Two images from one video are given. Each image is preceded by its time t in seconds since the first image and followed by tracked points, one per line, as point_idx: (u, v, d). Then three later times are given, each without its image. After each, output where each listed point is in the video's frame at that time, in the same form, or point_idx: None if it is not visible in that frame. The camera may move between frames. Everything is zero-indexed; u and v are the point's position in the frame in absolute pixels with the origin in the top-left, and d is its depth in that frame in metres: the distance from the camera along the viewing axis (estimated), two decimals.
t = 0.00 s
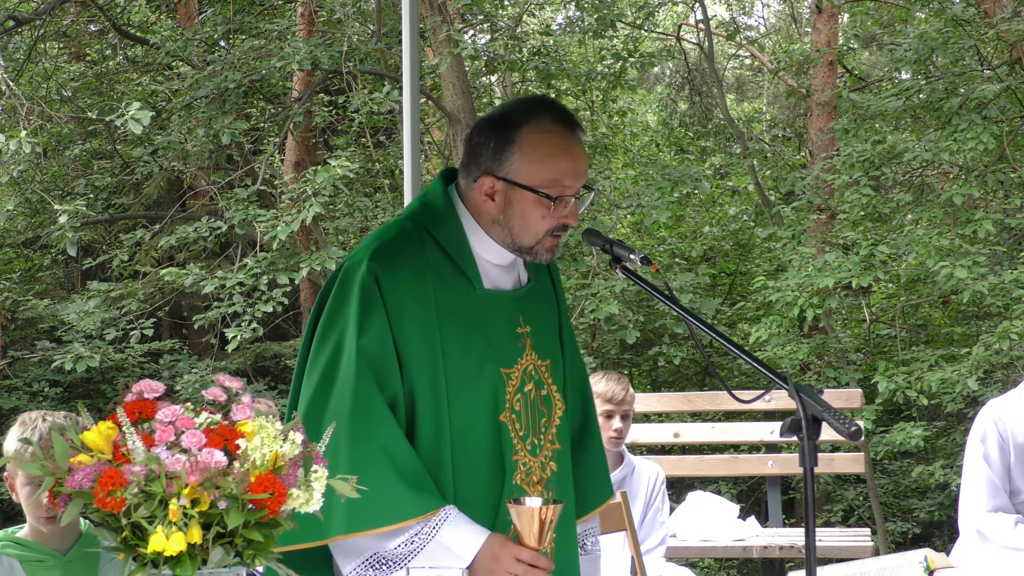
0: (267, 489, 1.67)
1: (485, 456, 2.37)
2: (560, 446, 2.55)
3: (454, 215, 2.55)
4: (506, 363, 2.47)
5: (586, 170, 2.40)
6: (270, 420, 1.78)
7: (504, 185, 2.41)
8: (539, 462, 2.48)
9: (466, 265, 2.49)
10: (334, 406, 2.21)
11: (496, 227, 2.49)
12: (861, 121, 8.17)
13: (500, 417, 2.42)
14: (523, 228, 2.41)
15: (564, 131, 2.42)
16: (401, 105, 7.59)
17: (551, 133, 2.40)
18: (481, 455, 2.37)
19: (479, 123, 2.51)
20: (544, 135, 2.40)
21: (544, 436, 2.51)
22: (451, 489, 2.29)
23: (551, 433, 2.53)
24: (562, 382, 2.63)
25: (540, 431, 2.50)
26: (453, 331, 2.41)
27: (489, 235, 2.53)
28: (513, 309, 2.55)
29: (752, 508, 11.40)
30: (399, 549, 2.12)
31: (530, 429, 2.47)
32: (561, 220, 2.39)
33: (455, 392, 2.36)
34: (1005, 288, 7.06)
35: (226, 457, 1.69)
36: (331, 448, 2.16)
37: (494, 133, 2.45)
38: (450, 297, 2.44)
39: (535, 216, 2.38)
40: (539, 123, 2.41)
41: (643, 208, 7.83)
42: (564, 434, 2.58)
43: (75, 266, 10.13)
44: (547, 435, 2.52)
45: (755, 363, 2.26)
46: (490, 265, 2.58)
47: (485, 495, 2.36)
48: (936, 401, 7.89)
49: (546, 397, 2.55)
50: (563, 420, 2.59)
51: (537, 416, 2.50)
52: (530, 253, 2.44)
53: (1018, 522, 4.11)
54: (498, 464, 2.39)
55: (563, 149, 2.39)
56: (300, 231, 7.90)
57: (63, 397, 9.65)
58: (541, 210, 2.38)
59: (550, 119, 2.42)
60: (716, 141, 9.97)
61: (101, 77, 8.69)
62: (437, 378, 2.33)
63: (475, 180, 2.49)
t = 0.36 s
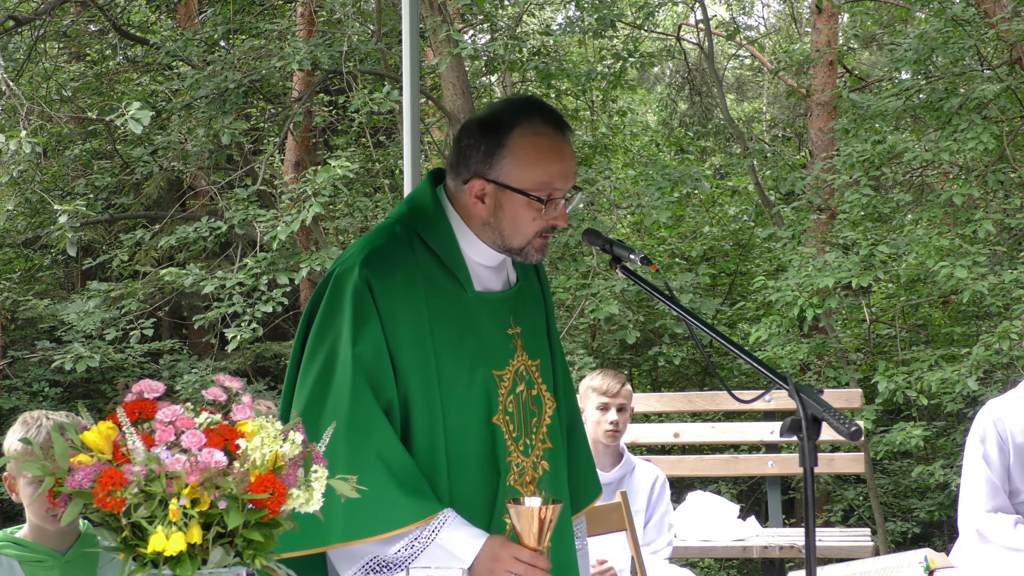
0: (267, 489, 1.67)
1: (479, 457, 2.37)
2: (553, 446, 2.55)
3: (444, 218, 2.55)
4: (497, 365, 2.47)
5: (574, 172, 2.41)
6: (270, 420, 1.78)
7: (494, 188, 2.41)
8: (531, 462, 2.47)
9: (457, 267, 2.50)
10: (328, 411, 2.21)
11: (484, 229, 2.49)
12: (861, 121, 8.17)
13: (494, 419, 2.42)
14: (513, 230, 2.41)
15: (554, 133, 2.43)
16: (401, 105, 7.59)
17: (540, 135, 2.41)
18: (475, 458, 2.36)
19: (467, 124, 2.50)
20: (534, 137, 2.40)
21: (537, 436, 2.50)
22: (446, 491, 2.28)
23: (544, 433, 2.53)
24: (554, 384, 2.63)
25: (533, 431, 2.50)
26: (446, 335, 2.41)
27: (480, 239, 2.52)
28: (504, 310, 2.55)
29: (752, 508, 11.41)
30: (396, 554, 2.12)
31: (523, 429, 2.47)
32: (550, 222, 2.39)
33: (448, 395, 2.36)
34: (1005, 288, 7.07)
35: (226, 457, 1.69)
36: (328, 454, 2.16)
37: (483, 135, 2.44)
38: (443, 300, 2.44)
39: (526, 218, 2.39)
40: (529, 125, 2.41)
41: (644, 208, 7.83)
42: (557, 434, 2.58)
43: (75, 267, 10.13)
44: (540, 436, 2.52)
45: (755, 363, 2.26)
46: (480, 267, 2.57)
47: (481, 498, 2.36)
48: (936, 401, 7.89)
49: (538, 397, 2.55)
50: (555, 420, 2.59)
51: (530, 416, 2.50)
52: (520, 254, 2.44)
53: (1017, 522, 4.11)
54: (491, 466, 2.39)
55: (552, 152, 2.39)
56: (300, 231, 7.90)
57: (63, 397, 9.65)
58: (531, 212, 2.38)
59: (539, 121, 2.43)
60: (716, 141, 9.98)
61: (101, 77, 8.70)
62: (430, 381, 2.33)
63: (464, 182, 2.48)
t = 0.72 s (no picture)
0: (267, 489, 1.67)
1: (473, 453, 2.36)
2: (551, 441, 2.54)
3: (435, 218, 2.55)
4: (491, 360, 2.46)
5: (558, 163, 2.39)
6: (270, 420, 1.78)
7: (475, 179, 2.41)
8: (529, 458, 2.47)
9: (448, 264, 2.50)
10: (317, 411, 2.21)
11: (470, 221, 2.50)
12: (861, 121, 8.17)
13: (487, 414, 2.41)
14: (496, 221, 2.41)
15: (535, 124, 2.42)
16: (401, 105, 7.59)
17: (521, 127, 2.40)
18: (469, 454, 2.36)
19: (451, 118, 2.52)
20: (514, 128, 2.39)
21: (534, 431, 2.50)
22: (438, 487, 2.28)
23: (541, 428, 2.52)
24: (553, 379, 2.61)
25: (529, 426, 2.49)
26: (437, 332, 2.41)
27: (469, 234, 2.53)
28: (498, 305, 2.54)
29: (752, 508, 11.41)
30: (386, 552, 2.12)
31: (519, 424, 2.47)
32: (533, 212, 2.38)
33: (440, 393, 2.36)
34: (1005, 288, 7.07)
35: (226, 457, 1.69)
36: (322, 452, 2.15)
37: (465, 128, 2.46)
38: (433, 297, 2.44)
39: (508, 209, 2.39)
40: (509, 117, 2.41)
41: (643, 208, 7.84)
42: (556, 429, 2.57)
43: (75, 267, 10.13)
44: (537, 430, 2.51)
45: (755, 363, 2.25)
46: (473, 263, 2.57)
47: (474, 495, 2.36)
48: (936, 401, 7.89)
49: (535, 392, 2.54)
50: (554, 415, 2.58)
51: (526, 411, 2.49)
52: (507, 246, 2.44)
53: (1018, 522, 4.08)
54: (487, 461, 2.39)
55: (533, 142, 2.38)
56: (300, 231, 7.90)
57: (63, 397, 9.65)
58: (513, 203, 2.38)
59: (521, 112, 2.42)
60: (716, 141, 9.97)
61: (101, 77, 8.69)
62: (421, 378, 2.32)
63: (449, 175, 2.49)
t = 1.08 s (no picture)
0: (267, 489, 1.67)
1: (472, 443, 2.36)
2: (563, 434, 2.50)
3: (441, 211, 2.56)
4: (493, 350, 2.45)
5: (552, 144, 2.38)
6: (270, 420, 1.78)
7: (470, 165, 2.43)
8: (536, 448, 2.45)
9: (450, 255, 2.49)
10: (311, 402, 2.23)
11: (471, 208, 2.50)
12: (861, 121, 8.17)
13: (488, 402, 2.40)
14: (494, 206, 2.41)
15: (527, 108, 2.42)
16: (401, 105, 7.60)
17: (511, 112, 2.41)
18: (469, 443, 2.35)
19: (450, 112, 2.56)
20: (505, 113, 2.41)
21: (541, 422, 2.47)
22: (439, 482, 2.28)
23: (550, 419, 2.49)
24: (567, 370, 2.57)
25: (536, 417, 2.47)
26: (434, 322, 2.40)
27: (471, 224, 2.53)
28: (504, 296, 2.52)
29: (752, 508, 11.41)
30: (370, 525, 2.10)
31: (524, 414, 2.45)
32: (530, 194, 2.37)
33: (438, 382, 2.35)
34: (1005, 288, 7.07)
35: (226, 457, 1.69)
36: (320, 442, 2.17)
37: (461, 117, 2.49)
38: (432, 288, 2.44)
39: (504, 191, 2.38)
40: (500, 103, 2.42)
41: (643, 208, 7.84)
42: (569, 421, 2.53)
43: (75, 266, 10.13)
44: (544, 421, 2.48)
45: (755, 363, 2.25)
46: (480, 256, 2.55)
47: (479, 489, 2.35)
48: (936, 401, 7.89)
49: (544, 383, 2.51)
50: (567, 407, 2.54)
51: (533, 403, 2.47)
52: (509, 229, 2.42)
53: (1018, 521, 4.05)
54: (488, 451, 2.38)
55: (524, 125, 2.39)
56: (300, 231, 7.90)
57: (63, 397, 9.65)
58: (506, 185, 2.37)
59: (512, 98, 2.43)
60: (716, 141, 9.97)
61: (101, 77, 8.70)
62: (417, 368, 2.32)
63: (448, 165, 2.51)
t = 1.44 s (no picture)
0: (267, 489, 1.67)
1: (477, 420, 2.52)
2: (575, 420, 2.60)
3: (460, 206, 2.74)
4: (501, 332, 2.60)
5: (553, 119, 2.57)
6: (270, 420, 1.79)
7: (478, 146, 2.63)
8: (543, 430, 2.56)
9: (463, 242, 2.68)
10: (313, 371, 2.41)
11: (483, 192, 2.68)
12: (861, 121, 8.15)
13: (493, 379, 2.56)
14: (501, 179, 2.58)
15: (528, 90, 2.62)
16: (401, 105, 7.60)
17: (513, 94, 2.62)
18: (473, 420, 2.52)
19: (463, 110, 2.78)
20: (508, 96, 2.62)
21: (550, 406, 2.58)
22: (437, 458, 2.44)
23: (561, 404, 2.59)
24: (583, 359, 2.66)
25: (546, 402, 2.58)
26: (441, 303, 2.57)
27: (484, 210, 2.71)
28: (516, 284, 2.67)
29: (752, 508, 11.41)
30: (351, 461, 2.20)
31: (531, 395, 2.57)
32: (533, 164, 2.53)
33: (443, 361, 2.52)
34: (1005, 288, 7.07)
35: (226, 458, 1.69)
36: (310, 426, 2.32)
37: (471, 109, 2.72)
38: (441, 272, 2.62)
39: (509, 163, 2.55)
40: (504, 88, 2.64)
41: (643, 208, 7.84)
42: (583, 408, 2.62)
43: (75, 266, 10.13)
44: (554, 406, 2.59)
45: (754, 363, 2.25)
46: (495, 243, 2.72)
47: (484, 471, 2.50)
48: (936, 401, 7.88)
49: (557, 370, 2.62)
50: (581, 394, 2.63)
51: (543, 388, 2.59)
52: (516, 203, 2.57)
53: (1018, 521, 3.96)
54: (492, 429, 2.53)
55: (525, 103, 2.59)
56: (300, 231, 7.91)
57: (63, 397, 9.66)
58: (509, 157, 2.55)
59: (515, 83, 2.64)
60: (717, 141, 9.97)
61: (101, 77, 8.69)
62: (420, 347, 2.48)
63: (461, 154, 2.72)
